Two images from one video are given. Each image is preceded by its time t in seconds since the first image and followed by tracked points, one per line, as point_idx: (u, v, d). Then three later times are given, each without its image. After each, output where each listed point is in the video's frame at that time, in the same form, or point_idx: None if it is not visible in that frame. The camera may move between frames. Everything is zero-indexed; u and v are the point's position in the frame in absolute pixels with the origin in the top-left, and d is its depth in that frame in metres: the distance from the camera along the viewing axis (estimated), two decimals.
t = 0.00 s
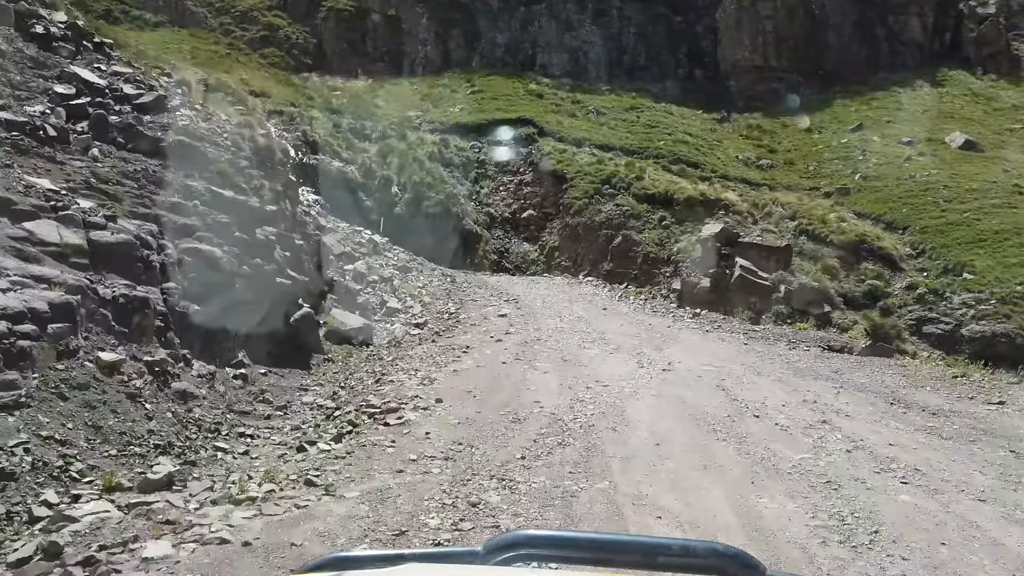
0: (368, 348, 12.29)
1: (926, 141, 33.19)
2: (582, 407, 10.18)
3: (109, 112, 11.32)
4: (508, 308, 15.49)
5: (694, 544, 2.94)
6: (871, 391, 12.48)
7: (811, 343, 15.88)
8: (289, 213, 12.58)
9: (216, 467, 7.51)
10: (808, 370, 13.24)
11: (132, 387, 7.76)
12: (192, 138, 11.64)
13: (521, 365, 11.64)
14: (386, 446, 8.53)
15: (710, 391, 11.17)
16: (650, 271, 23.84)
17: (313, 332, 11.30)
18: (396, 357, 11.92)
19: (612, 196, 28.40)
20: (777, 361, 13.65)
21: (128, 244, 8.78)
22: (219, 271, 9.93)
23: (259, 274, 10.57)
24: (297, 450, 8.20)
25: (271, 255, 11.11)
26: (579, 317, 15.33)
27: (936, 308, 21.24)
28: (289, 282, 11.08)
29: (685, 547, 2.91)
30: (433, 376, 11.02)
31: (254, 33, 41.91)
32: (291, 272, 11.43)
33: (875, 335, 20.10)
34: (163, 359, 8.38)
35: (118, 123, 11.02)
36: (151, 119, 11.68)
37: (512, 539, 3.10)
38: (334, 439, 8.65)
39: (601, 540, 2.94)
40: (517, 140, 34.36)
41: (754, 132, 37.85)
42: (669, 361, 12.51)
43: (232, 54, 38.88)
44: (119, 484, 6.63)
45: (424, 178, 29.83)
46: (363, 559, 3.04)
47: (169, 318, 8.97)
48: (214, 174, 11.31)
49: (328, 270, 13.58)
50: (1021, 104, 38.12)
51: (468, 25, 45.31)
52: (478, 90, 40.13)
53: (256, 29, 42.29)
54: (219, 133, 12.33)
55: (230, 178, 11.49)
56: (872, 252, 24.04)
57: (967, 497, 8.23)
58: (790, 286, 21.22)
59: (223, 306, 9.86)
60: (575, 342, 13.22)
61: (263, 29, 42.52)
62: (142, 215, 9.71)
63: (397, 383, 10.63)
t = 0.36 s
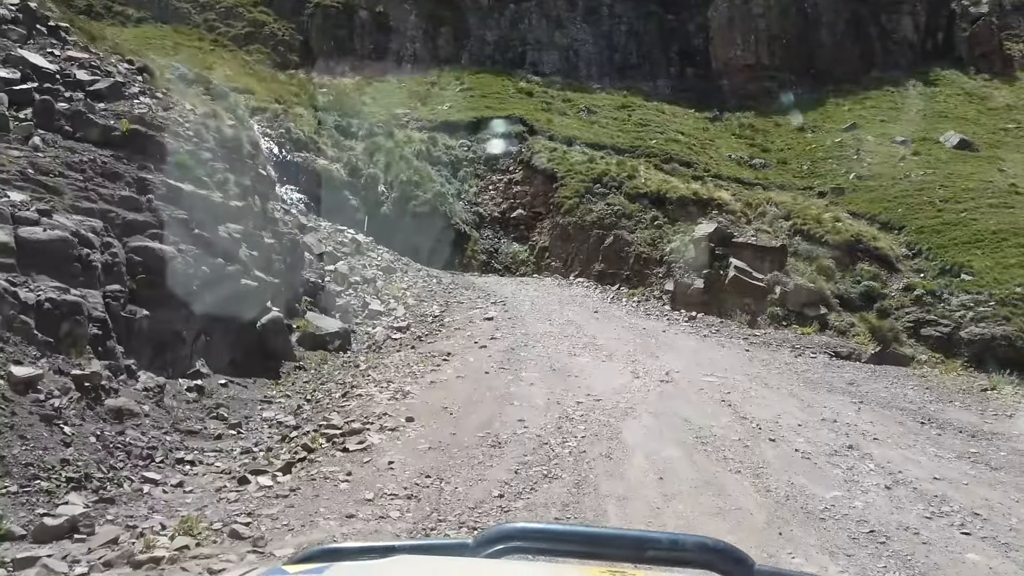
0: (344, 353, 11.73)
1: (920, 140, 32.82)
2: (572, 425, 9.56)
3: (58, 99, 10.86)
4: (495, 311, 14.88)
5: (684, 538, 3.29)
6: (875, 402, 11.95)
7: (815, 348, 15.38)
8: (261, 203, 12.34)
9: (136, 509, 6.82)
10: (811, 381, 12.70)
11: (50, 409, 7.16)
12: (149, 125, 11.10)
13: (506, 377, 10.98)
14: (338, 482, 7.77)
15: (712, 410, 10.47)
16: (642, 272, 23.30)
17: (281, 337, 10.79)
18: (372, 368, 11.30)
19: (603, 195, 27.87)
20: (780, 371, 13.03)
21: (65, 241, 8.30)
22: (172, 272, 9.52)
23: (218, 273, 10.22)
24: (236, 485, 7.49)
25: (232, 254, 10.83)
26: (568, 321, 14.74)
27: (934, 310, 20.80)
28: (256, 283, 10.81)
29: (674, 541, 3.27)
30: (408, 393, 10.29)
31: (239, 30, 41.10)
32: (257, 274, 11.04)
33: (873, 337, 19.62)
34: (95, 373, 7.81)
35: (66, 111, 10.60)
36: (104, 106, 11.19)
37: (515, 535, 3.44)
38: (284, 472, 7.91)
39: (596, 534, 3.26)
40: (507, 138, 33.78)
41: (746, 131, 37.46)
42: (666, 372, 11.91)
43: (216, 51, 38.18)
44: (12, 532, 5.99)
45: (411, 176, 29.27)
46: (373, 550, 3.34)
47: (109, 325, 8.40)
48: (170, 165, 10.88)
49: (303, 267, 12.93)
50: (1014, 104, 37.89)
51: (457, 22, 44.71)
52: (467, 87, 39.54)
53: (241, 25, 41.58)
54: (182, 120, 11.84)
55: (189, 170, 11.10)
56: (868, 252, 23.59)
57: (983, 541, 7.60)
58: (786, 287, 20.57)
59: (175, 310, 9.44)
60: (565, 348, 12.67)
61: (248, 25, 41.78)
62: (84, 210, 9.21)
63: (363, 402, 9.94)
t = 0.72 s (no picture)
0: (323, 359, 11.22)
1: (917, 140, 32.45)
2: (569, 442, 8.75)
3: (6, 81, 10.08)
4: (485, 312, 14.31)
5: (693, 527, 3.17)
6: (880, 409, 11.47)
7: (827, 355, 14.76)
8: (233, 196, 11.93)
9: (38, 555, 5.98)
10: (827, 391, 12.01)
11: None
12: (104, 112, 10.51)
13: (498, 392, 10.14)
14: (284, 525, 6.60)
15: (727, 430, 9.56)
16: (636, 272, 22.76)
17: (251, 342, 10.26)
18: (347, 380, 10.43)
19: (596, 194, 27.34)
20: (794, 383, 12.29)
21: None
22: (124, 271, 8.89)
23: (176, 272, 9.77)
24: (163, 525, 6.52)
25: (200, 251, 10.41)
26: (563, 324, 14.17)
27: (934, 312, 20.35)
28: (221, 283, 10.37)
29: (682, 529, 3.16)
30: (384, 406, 9.62)
31: (227, 26, 40.37)
32: (221, 276, 10.54)
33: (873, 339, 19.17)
34: (17, 387, 7.19)
35: (14, 93, 9.89)
36: (57, 91, 10.51)
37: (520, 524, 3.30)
38: (224, 509, 6.86)
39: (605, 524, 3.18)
40: (499, 136, 33.22)
41: (740, 130, 37.04)
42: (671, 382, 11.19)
43: (202, 47, 37.41)
44: None
45: (401, 174, 28.65)
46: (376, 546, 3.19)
47: (42, 329, 7.77)
48: (126, 154, 10.27)
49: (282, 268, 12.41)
50: (1010, 105, 37.64)
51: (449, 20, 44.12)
52: (458, 85, 38.96)
53: (229, 21, 40.81)
54: (136, 111, 11.30)
55: (149, 161, 10.54)
56: (867, 253, 23.14)
57: None
58: (783, 288, 20.04)
59: (128, 312, 8.82)
60: (560, 354, 12.10)
61: (236, 21, 41.00)
62: (25, 201, 8.59)
63: (327, 415, 9.18)
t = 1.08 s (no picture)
0: (297, 364, 10.73)
1: (913, 139, 32.10)
2: (565, 468, 7.83)
3: None
4: (474, 313, 13.75)
5: (687, 522, 3.27)
6: (887, 416, 11.01)
7: (837, 361, 14.09)
8: (200, 190, 11.71)
9: None
10: (842, 403, 11.30)
11: None
12: (53, 94, 9.83)
13: (485, 409, 9.24)
14: None
15: (742, 458, 8.53)
16: (630, 273, 22.22)
17: (216, 348, 9.73)
18: (315, 397, 9.51)
19: (589, 192, 26.82)
20: (807, 396, 11.47)
21: None
22: (64, 270, 8.24)
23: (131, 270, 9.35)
24: None
25: (159, 248, 10.03)
26: (557, 327, 13.62)
27: (934, 314, 19.90)
28: (183, 282, 10.00)
29: (677, 524, 3.26)
30: (352, 424, 8.73)
31: (213, 21, 39.62)
32: (184, 274, 10.16)
33: (872, 341, 18.73)
34: None
35: None
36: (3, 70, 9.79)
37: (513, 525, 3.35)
38: (135, 564, 5.80)
39: (598, 521, 3.22)
40: (490, 134, 32.64)
41: (734, 129, 36.61)
42: (675, 394, 10.49)
43: (187, 42, 36.63)
44: None
45: (389, 172, 28.07)
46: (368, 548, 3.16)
47: None
48: (76, 142, 9.65)
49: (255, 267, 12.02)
50: (1006, 104, 37.38)
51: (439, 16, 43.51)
52: (449, 82, 38.34)
53: (215, 16, 40.04)
54: (94, 94, 10.59)
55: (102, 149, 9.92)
56: (864, 253, 22.71)
57: None
58: (781, 289, 19.60)
59: (67, 316, 8.24)
60: (551, 359, 11.54)
61: (223, 16, 40.24)
62: None
63: (283, 438, 8.22)
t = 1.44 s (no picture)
0: (269, 373, 10.33)
1: (909, 139, 31.75)
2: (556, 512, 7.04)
3: None
4: (462, 317, 13.24)
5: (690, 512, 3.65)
6: (896, 430, 10.54)
7: (851, 370, 13.47)
8: (160, 183, 10.84)
9: None
10: (851, 418, 10.77)
11: None
12: None
13: (470, 433, 8.54)
14: None
15: (752, 492, 7.84)
16: (624, 274, 21.69)
17: (174, 357, 9.19)
18: (280, 417, 8.86)
19: (582, 192, 26.29)
20: (821, 414, 10.75)
21: None
22: None
23: (74, 273, 8.52)
24: None
25: (110, 248, 9.13)
26: (549, 331, 13.11)
27: (934, 316, 19.49)
28: (139, 286, 9.21)
29: (679, 513, 3.64)
30: (313, 453, 8.04)
31: (199, 18, 38.86)
32: (141, 276, 9.35)
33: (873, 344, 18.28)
34: None
35: None
36: None
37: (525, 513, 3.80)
38: None
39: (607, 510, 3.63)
40: (481, 132, 32.06)
41: (729, 128, 36.17)
42: (680, 412, 9.84)
43: (172, 38, 35.87)
44: None
45: (377, 171, 27.48)
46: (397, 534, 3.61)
47: None
48: (16, 130, 8.76)
49: (227, 269, 11.72)
50: (1001, 104, 37.15)
51: (429, 12, 42.89)
52: (440, 80, 37.74)
53: (201, 13, 39.29)
54: (41, 79, 9.69)
55: (45, 139, 9.06)
56: (862, 254, 22.29)
57: None
58: (779, 292, 19.15)
59: None
60: (542, 369, 10.97)
61: (209, 13, 39.48)
62: None
63: (231, 463, 7.59)
